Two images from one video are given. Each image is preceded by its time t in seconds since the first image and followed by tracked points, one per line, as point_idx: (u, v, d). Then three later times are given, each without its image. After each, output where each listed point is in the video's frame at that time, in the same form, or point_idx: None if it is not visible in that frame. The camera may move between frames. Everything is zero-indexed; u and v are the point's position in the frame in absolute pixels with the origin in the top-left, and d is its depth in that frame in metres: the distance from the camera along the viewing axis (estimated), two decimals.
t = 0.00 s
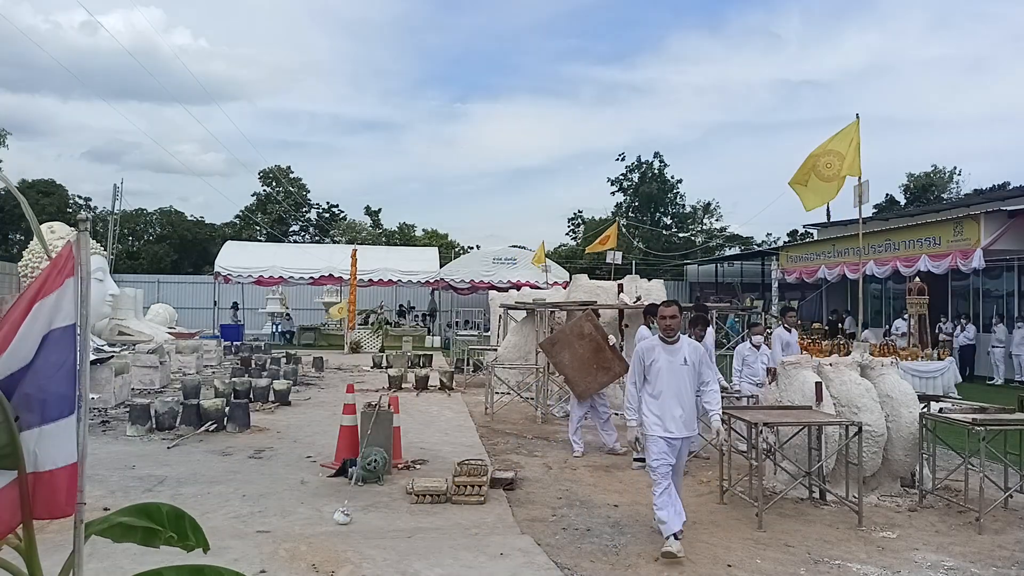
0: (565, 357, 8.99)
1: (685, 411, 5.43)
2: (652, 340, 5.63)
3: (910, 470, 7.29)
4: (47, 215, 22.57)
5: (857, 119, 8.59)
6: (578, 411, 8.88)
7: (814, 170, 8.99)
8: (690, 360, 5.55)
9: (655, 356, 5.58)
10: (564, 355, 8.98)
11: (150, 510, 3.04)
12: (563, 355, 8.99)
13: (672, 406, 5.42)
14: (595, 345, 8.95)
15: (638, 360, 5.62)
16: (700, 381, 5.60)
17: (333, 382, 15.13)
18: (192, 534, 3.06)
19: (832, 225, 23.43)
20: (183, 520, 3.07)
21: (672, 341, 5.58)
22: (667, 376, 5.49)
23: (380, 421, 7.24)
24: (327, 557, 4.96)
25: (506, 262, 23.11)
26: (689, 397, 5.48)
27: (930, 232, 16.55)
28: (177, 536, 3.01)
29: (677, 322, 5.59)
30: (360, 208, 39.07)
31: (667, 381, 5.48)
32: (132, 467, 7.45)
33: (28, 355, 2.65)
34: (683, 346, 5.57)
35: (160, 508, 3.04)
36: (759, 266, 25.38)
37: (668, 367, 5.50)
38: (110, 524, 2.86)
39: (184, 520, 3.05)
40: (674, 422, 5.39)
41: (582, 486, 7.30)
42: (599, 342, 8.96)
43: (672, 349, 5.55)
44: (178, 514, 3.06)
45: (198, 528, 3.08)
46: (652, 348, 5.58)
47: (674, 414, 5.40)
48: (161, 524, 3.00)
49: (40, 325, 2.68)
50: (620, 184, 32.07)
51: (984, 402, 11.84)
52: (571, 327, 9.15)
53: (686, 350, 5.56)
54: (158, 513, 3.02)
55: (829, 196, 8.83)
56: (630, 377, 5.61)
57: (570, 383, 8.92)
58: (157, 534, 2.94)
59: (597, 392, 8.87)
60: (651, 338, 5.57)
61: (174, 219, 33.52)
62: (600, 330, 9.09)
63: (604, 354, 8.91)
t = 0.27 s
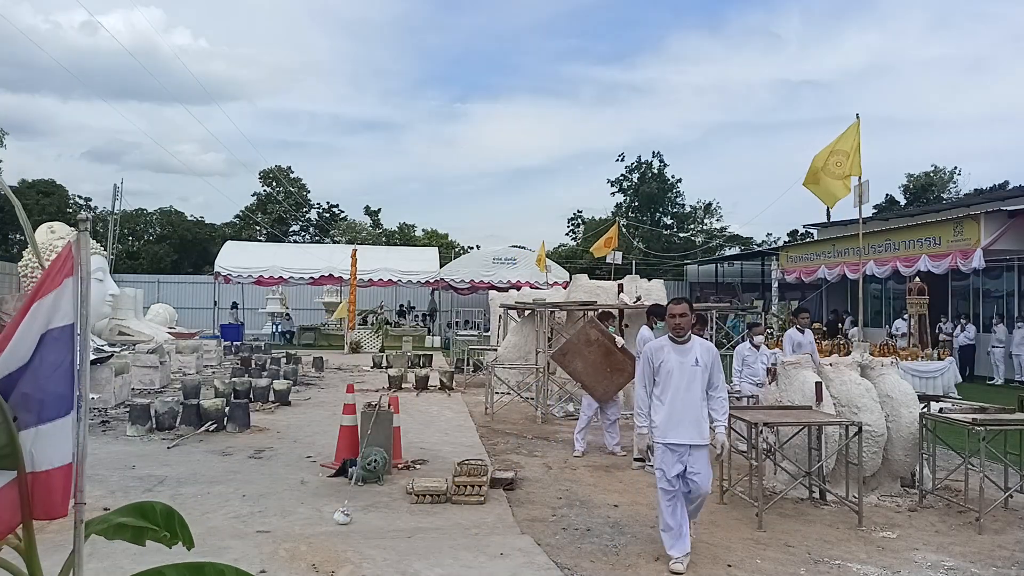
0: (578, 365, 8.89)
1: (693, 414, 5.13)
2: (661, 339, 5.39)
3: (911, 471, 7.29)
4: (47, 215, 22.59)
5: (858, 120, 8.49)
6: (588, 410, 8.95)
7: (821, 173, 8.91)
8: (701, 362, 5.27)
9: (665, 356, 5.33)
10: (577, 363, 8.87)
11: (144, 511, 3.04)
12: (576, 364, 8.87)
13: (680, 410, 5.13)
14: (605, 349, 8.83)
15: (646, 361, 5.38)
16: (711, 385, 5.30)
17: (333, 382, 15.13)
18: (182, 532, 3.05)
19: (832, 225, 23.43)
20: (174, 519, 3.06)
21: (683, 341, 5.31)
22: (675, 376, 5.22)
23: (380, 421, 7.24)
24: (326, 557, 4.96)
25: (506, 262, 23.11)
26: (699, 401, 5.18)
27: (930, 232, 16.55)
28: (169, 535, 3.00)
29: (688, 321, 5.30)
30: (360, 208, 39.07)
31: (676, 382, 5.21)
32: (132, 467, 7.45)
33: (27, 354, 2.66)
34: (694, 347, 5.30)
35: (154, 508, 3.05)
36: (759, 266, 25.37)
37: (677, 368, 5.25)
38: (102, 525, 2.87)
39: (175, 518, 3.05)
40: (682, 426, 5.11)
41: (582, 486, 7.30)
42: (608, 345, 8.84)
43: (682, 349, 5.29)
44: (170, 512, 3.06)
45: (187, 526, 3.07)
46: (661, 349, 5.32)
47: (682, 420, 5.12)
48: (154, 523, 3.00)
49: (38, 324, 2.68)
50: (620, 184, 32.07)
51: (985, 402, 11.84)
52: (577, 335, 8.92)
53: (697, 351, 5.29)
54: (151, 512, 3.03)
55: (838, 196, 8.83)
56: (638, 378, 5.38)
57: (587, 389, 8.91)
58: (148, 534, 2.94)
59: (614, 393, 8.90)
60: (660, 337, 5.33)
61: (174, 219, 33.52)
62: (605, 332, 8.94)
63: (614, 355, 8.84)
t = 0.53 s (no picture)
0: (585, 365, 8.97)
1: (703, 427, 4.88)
2: (674, 344, 5.09)
3: (910, 470, 7.29)
4: (47, 215, 22.62)
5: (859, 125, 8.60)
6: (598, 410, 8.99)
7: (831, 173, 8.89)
8: (715, 372, 4.98)
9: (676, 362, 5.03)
10: (583, 363, 8.96)
11: (143, 512, 3.05)
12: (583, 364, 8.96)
13: (690, 420, 4.90)
14: (608, 348, 8.95)
15: (657, 366, 5.08)
16: (724, 396, 5.03)
17: (333, 382, 15.13)
18: (181, 532, 3.06)
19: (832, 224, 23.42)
20: (174, 517, 3.07)
21: (696, 348, 5.02)
22: (687, 385, 4.95)
23: (381, 421, 7.23)
24: (326, 557, 4.96)
25: (506, 262, 23.11)
26: (709, 413, 4.93)
27: (930, 232, 16.55)
28: (169, 534, 3.00)
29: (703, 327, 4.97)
30: (360, 209, 39.06)
31: (687, 391, 4.95)
32: (132, 467, 7.45)
33: (28, 355, 2.65)
34: (708, 354, 5.02)
35: (154, 508, 3.06)
36: (759, 266, 25.36)
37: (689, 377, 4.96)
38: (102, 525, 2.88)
39: (176, 517, 3.06)
40: (692, 438, 4.87)
41: (582, 486, 7.31)
42: (611, 344, 8.96)
43: (696, 357, 5.00)
44: (170, 512, 3.07)
45: (187, 525, 3.07)
46: (672, 355, 5.03)
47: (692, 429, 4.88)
48: (154, 522, 3.00)
49: (38, 324, 2.68)
50: (620, 185, 32.07)
51: (985, 402, 11.83)
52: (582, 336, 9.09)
53: (711, 359, 5.01)
54: (151, 511, 3.04)
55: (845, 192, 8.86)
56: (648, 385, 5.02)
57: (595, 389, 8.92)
58: (148, 533, 2.95)
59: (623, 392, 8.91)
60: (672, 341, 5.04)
61: (174, 219, 33.53)
62: (609, 332, 9.10)
63: (618, 354, 8.94)
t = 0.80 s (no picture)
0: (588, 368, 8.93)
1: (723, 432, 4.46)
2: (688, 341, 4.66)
3: (910, 471, 7.29)
4: (47, 215, 22.64)
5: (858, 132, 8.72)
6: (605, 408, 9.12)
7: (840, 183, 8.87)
8: (733, 367, 4.56)
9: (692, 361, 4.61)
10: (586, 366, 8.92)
11: (148, 511, 3.05)
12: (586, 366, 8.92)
13: (709, 421, 4.49)
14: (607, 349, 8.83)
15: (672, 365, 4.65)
16: (745, 393, 4.62)
17: (333, 382, 15.14)
18: (190, 534, 3.08)
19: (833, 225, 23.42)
20: (182, 519, 3.09)
21: (712, 343, 4.59)
22: (704, 385, 4.54)
23: (381, 421, 7.23)
24: (327, 557, 4.95)
25: (506, 262, 23.11)
26: (729, 416, 4.52)
27: (930, 232, 16.55)
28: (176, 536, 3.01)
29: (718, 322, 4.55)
30: (360, 209, 39.08)
31: (704, 390, 4.53)
32: (132, 467, 7.45)
33: (28, 354, 2.65)
34: (725, 349, 4.59)
35: (160, 508, 3.06)
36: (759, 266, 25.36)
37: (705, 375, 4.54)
38: (108, 525, 2.88)
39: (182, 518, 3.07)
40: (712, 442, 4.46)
41: (582, 486, 7.31)
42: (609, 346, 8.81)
43: (712, 353, 4.58)
44: (177, 514, 3.08)
45: (196, 528, 3.10)
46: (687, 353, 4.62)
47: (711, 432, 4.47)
48: (161, 523, 3.01)
49: (38, 324, 2.68)
50: (620, 185, 32.07)
51: (985, 402, 11.83)
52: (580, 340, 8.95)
53: (729, 354, 4.58)
54: (157, 512, 3.04)
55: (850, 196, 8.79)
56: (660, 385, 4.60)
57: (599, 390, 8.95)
58: (154, 534, 2.94)
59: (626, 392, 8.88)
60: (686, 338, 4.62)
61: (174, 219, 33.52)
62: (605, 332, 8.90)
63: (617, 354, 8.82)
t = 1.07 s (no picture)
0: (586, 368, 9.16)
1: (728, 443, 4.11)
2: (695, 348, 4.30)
3: (910, 471, 7.29)
4: (47, 215, 22.64)
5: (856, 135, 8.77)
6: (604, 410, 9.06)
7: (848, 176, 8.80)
8: (742, 377, 4.17)
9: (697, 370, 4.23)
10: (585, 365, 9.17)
11: (145, 512, 3.06)
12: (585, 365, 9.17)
13: (715, 433, 4.12)
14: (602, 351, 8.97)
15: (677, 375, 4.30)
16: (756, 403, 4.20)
17: (333, 382, 15.14)
18: (179, 533, 3.07)
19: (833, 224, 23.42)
20: (173, 518, 3.09)
21: (718, 350, 4.22)
22: (710, 395, 4.15)
23: (381, 421, 7.23)
24: (326, 557, 4.95)
25: (506, 262, 23.11)
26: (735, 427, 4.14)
27: (930, 232, 16.55)
28: (168, 535, 3.02)
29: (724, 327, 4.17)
30: (360, 208, 39.08)
31: (710, 399, 4.16)
32: (132, 467, 7.45)
33: (27, 354, 2.65)
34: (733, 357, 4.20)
35: (152, 508, 3.06)
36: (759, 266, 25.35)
37: (712, 386, 4.17)
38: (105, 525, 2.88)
39: (175, 518, 3.08)
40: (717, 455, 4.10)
41: (582, 486, 7.31)
42: (603, 346, 8.95)
43: (719, 362, 4.20)
44: (169, 512, 3.08)
45: (185, 526, 3.09)
46: (692, 360, 4.25)
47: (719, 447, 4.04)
48: (154, 522, 3.01)
49: (38, 324, 2.68)
50: (620, 184, 32.07)
51: (985, 402, 11.83)
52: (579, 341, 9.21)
53: (737, 363, 4.19)
54: (150, 512, 3.05)
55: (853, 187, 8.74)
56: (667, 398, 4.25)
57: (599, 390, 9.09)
58: (149, 533, 2.95)
59: (625, 391, 8.93)
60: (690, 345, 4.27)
61: (174, 219, 33.51)
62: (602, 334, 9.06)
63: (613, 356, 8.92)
